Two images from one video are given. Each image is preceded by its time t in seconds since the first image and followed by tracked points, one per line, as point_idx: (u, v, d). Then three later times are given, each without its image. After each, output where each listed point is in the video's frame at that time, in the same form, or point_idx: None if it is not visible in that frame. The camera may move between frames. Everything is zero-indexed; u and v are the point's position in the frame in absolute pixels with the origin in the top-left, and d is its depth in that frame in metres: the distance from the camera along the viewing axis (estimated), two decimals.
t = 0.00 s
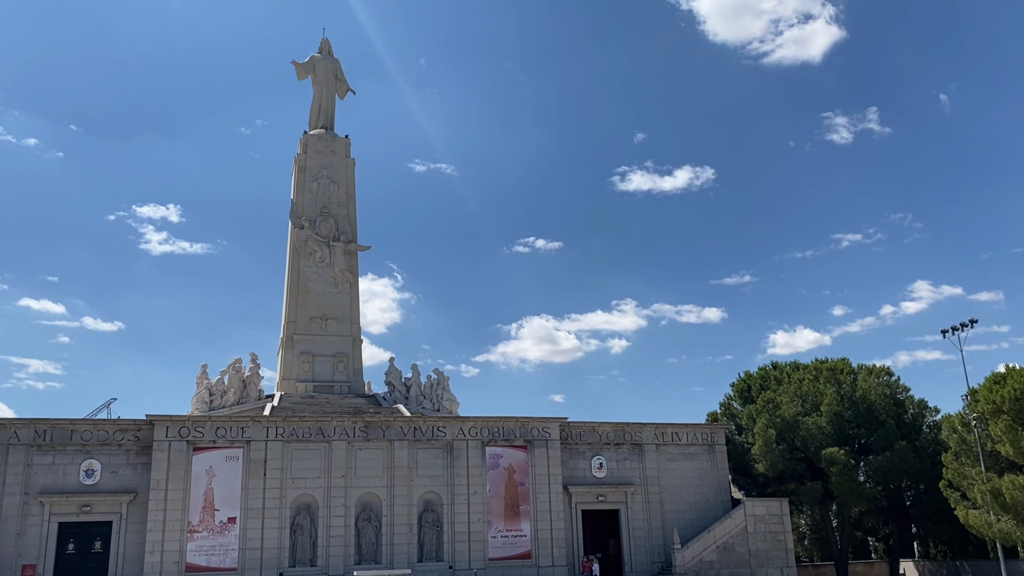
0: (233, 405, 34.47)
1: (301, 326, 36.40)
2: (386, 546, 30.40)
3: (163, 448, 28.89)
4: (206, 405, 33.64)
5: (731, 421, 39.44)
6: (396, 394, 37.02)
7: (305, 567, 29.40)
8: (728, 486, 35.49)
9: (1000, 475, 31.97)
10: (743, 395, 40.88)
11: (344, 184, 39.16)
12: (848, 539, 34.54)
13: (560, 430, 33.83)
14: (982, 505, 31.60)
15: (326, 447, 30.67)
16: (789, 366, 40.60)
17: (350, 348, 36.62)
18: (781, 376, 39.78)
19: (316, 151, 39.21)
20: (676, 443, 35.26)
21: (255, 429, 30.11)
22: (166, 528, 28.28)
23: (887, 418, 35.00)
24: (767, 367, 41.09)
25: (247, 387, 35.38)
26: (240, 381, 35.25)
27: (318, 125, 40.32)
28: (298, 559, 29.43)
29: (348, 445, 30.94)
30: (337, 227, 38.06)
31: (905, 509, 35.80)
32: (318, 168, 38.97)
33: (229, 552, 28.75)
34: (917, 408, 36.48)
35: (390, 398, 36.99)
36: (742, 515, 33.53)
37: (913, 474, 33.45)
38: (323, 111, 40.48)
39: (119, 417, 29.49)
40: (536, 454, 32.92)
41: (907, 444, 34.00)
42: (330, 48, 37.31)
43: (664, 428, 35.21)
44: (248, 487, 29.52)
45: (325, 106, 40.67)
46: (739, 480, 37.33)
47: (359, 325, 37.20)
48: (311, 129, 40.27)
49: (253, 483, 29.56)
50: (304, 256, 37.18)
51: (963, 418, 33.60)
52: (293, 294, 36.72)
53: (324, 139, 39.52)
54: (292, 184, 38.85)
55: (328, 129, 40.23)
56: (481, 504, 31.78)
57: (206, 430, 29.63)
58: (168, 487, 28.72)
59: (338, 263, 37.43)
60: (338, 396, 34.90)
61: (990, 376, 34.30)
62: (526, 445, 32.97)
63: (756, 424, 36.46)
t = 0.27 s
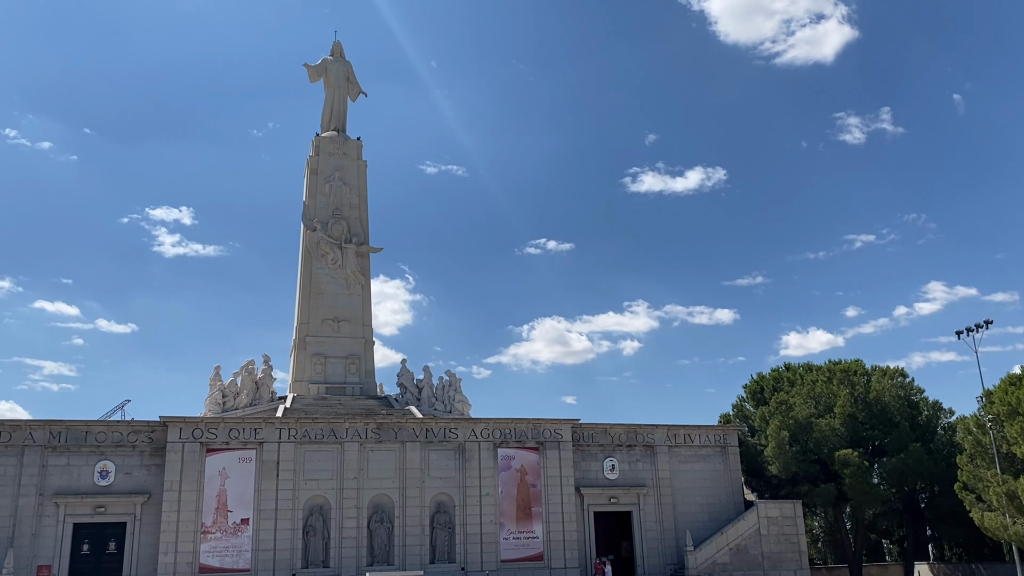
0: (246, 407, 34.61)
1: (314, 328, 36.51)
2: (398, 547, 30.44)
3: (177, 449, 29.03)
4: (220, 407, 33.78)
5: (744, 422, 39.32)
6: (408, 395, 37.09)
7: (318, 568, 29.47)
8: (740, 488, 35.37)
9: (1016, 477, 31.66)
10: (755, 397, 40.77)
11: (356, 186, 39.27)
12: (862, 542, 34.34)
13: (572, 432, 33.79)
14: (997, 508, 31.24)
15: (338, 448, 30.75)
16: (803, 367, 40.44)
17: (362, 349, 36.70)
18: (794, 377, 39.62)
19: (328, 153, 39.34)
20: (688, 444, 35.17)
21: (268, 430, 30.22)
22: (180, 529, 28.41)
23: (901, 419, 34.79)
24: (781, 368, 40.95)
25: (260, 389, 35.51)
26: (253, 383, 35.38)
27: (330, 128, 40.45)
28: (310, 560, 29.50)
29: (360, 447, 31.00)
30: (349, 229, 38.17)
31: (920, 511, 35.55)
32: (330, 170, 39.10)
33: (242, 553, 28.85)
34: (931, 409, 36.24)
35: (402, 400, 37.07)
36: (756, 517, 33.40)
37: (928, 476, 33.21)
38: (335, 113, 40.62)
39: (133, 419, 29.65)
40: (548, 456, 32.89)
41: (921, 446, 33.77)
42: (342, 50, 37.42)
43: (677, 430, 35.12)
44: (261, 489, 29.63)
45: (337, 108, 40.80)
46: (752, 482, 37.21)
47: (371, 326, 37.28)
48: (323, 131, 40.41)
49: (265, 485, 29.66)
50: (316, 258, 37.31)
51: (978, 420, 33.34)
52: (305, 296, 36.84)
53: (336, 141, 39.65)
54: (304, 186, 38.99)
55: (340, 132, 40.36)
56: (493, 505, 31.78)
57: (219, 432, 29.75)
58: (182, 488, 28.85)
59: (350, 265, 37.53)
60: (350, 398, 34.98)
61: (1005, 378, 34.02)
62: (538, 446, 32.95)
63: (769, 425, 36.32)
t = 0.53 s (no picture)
0: (263, 406, 34.78)
1: (329, 327, 36.65)
2: (413, 546, 30.50)
3: (194, 448, 29.21)
4: (236, 406, 33.96)
5: (759, 421, 39.18)
6: (423, 394, 37.17)
7: (334, 567, 29.57)
8: (756, 488, 35.23)
9: None
10: (771, 396, 40.63)
11: (371, 186, 39.38)
12: (879, 541, 34.13)
13: (587, 431, 33.76)
14: (1017, 508, 30.90)
15: (354, 447, 30.84)
16: (819, 366, 40.24)
17: (377, 349, 36.81)
18: (810, 376, 39.43)
19: (343, 153, 39.47)
20: (704, 444, 35.06)
21: (284, 429, 30.36)
22: (197, 528, 28.59)
23: (919, 418, 34.56)
24: (797, 367, 40.77)
25: (276, 388, 35.67)
26: (269, 382, 35.55)
27: (344, 128, 40.59)
28: (326, 559, 29.62)
29: (376, 446, 31.09)
30: (363, 229, 38.28)
31: (938, 511, 35.26)
32: (344, 170, 39.23)
33: (258, 552, 29.00)
34: (949, 408, 35.96)
35: (417, 399, 37.15)
36: (772, 516, 33.26)
37: (946, 476, 32.93)
38: (349, 113, 40.75)
39: (150, 418, 29.85)
40: (563, 455, 32.87)
41: (939, 445, 33.50)
42: (356, 51, 37.53)
43: (692, 429, 35.03)
44: (277, 487, 29.77)
45: (352, 108, 40.93)
46: (768, 481, 37.06)
47: (386, 326, 37.37)
48: (338, 131, 40.54)
49: (281, 483, 29.80)
50: (331, 258, 37.44)
51: (997, 419, 32.99)
52: (320, 296, 36.99)
53: (351, 141, 39.77)
54: (319, 186, 39.14)
55: (354, 132, 40.48)
56: (508, 504, 31.79)
57: (235, 431, 29.92)
58: (199, 487, 29.03)
59: (365, 265, 37.64)
60: (365, 397, 35.08)
61: None
62: (553, 445, 32.93)
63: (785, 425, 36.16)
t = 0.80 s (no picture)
0: (283, 404, 35.02)
1: (348, 325, 36.83)
2: (432, 543, 30.62)
3: (215, 446, 29.46)
4: (256, 404, 34.22)
5: (779, 419, 39.03)
6: (441, 392, 37.29)
7: (353, 563, 29.73)
8: (776, 485, 35.10)
9: None
10: (791, 393, 40.47)
11: (388, 185, 39.52)
12: (900, 539, 33.89)
13: (605, 429, 33.74)
14: None
15: (373, 444, 30.98)
16: (839, 363, 40.01)
17: (395, 346, 36.95)
18: (830, 373, 39.20)
19: (361, 152, 39.63)
20: (723, 441, 34.96)
21: (304, 426, 30.55)
22: (218, 525, 28.83)
23: (941, 415, 34.25)
24: (816, 364, 40.56)
25: (295, 386, 35.89)
26: (289, 380, 35.78)
27: (362, 127, 40.75)
28: (346, 555, 29.78)
29: (394, 443, 31.22)
30: (381, 227, 38.43)
31: (961, 509, 34.91)
32: (362, 169, 39.39)
33: (279, 549, 29.21)
34: (971, 405, 35.60)
35: (435, 396, 37.27)
36: (792, 514, 33.11)
37: (968, 473, 32.63)
38: (367, 112, 40.90)
39: (172, 416, 30.13)
40: (582, 452, 32.87)
41: (961, 442, 33.20)
42: (373, 50, 37.66)
43: (711, 427, 34.94)
44: (297, 484, 29.97)
45: (369, 108, 41.08)
46: (788, 479, 36.92)
47: (404, 324, 37.51)
48: (355, 130, 40.71)
49: (301, 480, 29.99)
50: (350, 257, 37.62)
51: (1020, 415, 32.60)
52: (339, 294, 37.18)
53: (368, 140, 39.92)
54: (337, 185, 39.34)
55: (372, 131, 40.64)
56: (526, 501, 31.84)
57: (255, 428, 30.14)
58: (220, 484, 29.27)
59: (383, 263, 37.80)
60: (384, 394, 35.23)
61: None
62: (571, 443, 32.94)
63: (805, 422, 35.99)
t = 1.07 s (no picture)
0: (304, 402, 35.14)
1: (368, 323, 36.90)
2: (453, 541, 30.62)
3: (237, 444, 29.60)
4: (277, 402, 34.38)
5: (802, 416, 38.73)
6: (461, 390, 37.28)
7: (375, 561, 29.78)
8: (799, 483, 34.82)
9: None
10: (813, 390, 40.15)
11: (407, 184, 39.53)
12: (926, 538, 33.52)
13: (626, 427, 33.61)
14: None
15: (393, 442, 31.02)
16: (862, 360, 39.63)
17: (415, 344, 36.97)
18: (853, 370, 38.84)
19: (380, 151, 39.67)
20: (746, 439, 34.72)
21: (325, 425, 30.63)
22: (241, 523, 28.98)
23: (966, 413, 33.80)
24: (839, 361, 40.20)
25: (316, 384, 36.00)
26: (310, 378, 35.90)
27: (381, 126, 40.78)
28: (367, 553, 29.83)
29: (415, 441, 31.24)
30: (400, 226, 38.45)
31: (988, 507, 34.36)
32: (381, 168, 39.43)
33: (301, 547, 29.31)
34: (998, 402, 35.06)
35: (454, 394, 37.27)
36: (815, 512, 32.82)
37: (995, 471, 32.19)
38: (385, 111, 40.93)
39: (194, 415, 30.30)
40: (602, 451, 32.75)
41: (988, 440, 32.77)
42: (392, 49, 37.67)
43: (733, 425, 34.71)
44: (319, 482, 30.05)
45: (388, 106, 41.10)
46: (811, 477, 36.64)
47: (423, 322, 37.52)
48: (374, 129, 40.76)
49: (323, 478, 30.08)
50: (369, 255, 37.68)
51: None
52: (359, 292, 37.26)
53: (387, 139, 39.96)
54: (357, 184, 39.40)
55: (391, 129, 40.66)
56: (547, 500, 31.77)
57: (277, 426, 30.25)
58: (242, 482, 29.41)
59: (403, 261, 37.83)
60: (404, 392, 35.27)
61: None
62: (592, 441, 32.82)
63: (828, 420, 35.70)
